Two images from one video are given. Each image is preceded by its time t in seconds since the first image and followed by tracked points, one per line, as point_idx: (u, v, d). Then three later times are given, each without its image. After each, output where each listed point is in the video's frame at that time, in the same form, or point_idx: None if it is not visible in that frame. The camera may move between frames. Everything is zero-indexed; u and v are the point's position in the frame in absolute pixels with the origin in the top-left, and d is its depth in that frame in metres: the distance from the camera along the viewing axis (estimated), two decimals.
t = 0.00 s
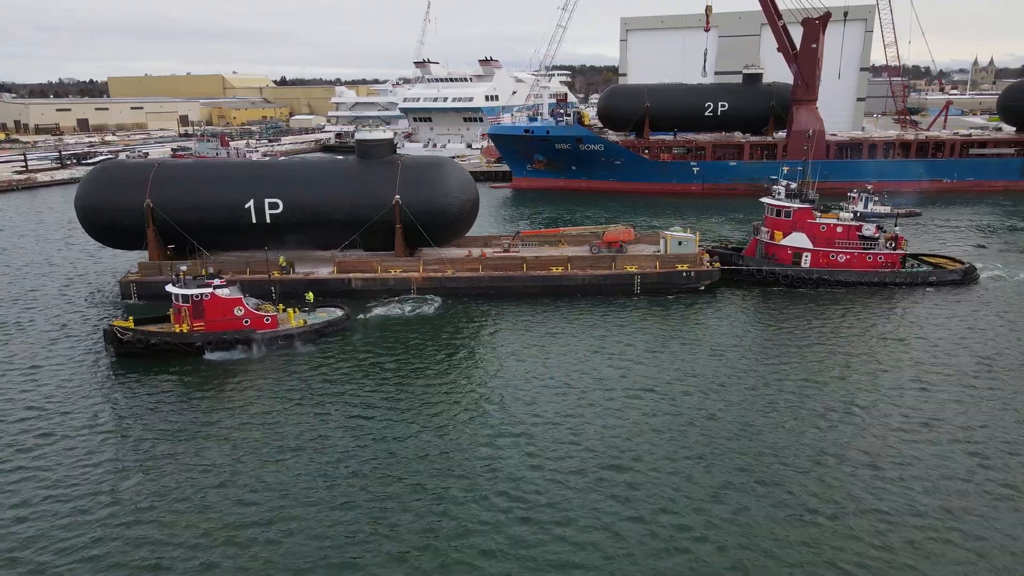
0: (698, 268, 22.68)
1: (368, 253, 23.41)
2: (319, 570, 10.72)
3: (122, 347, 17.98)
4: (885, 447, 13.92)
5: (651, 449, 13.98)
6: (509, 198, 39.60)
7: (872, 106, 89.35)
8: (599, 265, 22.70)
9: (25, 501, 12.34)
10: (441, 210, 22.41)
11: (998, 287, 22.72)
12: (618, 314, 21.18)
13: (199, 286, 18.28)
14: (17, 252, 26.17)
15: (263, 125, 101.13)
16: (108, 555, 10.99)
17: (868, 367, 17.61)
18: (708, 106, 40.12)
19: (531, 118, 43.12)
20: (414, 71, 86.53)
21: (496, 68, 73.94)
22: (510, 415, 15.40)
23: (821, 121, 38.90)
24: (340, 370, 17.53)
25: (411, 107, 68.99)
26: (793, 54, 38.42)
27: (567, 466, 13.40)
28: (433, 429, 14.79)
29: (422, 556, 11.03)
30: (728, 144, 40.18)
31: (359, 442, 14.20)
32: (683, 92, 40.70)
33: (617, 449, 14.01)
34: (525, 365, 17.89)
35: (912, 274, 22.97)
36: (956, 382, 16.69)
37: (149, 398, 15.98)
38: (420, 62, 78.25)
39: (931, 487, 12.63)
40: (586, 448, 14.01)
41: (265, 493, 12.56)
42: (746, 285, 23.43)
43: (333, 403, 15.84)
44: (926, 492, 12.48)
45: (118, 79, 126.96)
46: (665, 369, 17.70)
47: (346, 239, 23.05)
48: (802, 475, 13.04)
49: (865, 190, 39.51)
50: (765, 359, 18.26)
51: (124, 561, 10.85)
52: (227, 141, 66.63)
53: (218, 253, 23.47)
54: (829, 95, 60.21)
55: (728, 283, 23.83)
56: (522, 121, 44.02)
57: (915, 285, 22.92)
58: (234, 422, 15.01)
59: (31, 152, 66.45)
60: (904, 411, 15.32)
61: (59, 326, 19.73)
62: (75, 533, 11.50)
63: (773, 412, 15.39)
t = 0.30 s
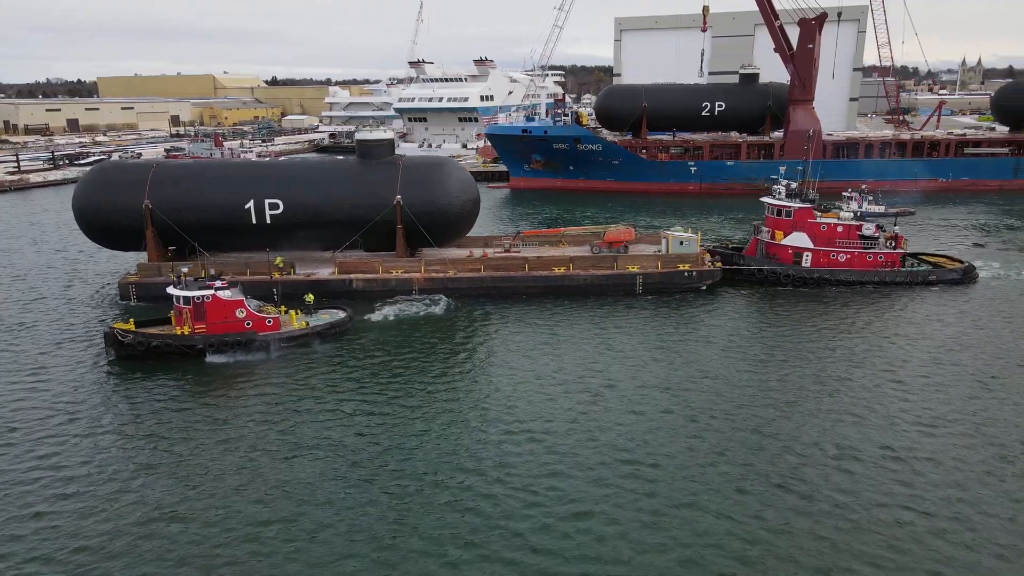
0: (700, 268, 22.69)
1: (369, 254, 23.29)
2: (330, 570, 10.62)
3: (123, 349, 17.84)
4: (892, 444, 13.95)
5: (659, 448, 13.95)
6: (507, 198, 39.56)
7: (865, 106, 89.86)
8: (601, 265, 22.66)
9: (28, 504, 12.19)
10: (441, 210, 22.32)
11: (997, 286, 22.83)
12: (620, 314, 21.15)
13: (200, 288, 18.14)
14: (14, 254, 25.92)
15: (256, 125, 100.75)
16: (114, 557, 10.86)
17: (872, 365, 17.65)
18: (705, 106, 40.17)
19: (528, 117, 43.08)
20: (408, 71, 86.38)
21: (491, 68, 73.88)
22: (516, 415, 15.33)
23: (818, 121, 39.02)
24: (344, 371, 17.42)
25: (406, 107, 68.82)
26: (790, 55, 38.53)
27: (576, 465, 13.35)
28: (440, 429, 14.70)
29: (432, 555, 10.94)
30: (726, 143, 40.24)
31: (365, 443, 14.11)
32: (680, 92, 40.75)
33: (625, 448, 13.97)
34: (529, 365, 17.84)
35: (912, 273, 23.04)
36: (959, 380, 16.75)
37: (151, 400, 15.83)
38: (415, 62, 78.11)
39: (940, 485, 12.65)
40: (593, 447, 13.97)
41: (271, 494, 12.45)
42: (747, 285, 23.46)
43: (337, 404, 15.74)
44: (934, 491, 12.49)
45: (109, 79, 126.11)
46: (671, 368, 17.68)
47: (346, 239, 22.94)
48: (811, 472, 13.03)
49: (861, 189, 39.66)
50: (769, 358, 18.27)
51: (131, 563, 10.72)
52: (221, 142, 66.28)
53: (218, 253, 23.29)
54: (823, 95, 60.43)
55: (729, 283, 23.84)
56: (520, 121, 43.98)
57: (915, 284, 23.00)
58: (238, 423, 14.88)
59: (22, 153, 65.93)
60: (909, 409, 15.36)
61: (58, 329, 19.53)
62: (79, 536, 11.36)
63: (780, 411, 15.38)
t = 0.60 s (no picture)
0: (701, 267, 22.72)
1: (370, 254, 23.16)
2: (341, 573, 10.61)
3: (122, 352, 17.70)
4: (897, 443, 14.03)
5: (666, 447, 13.99)
6: (504, 198, 39.53)
7: (858, 106, 90.30)
8: (602, 265, 22.65)
9: (28, 512, 12.04)
10: (443, 211, 22.28)
11: (996, 285, 22.94)
12: (621, 313, 21.15)
13: (201, 290, 18.00)
14: (9, 256, 25.69)
15: (248, 125, 100.18)
16: (123, 564, 10.78)
17: (874, 364, 17.73)
18: (701, 106, 40.25)
19: (525, 118, 43.05)
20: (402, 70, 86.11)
21: (485, 68, 73.77)
22: (522, 415, 15.31)
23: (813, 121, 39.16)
24: (347, 373, 17.37)
25: (401, 107, 68.74)
26: (786, 55, 38.66)
27: (583, 466, 13.33)
28: (444, 431, 14.66)
29: (439, 561, 10.89)
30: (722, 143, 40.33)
31: (370, 446, 14.04)
32: (676, 92, 40.81)
33: (632, 448, 13.99)
34: (532, 365, 17.85)
35: (911, 273, 23.14)
36: (961, 378, 16.86)
37: (153, 405, 15.72)
38: (409, 62, 77.95)
39: (944, 485, 12.69)
40: (598, 448, 13.94)
41: (276, 499, 12.36)
42: (747, 285, 23.51)
43: (342, 407, 15.67)
44: (939, 491, 12.53)
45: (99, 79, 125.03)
46: (675, 368, 17.66)
47: (347, 240, 22.83)
48: (816, 473, 13.05)
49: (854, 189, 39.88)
50: (773, 357, 18.32)
51: (141, 569, 10.67)
52: (215, 142, 65.95)
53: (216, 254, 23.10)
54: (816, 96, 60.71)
55: (730, 282, 23.90)
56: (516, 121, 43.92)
57: (914, 283, 23.09)
58: (242, 426, 14.82)
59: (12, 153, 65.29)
60: (912, 407, 15.46)
61: (57, 334, 19.38)
62: (81, 545, 11.23)
63: (786, 411, 15.40)
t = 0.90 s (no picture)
0: (702, 267, 22.75)
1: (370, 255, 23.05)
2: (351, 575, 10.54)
3: (122, 355, 17.55)
4: (903, 441, 14.06)
5: (674, 447, 13.98)
6: (502, 198, 39.49)
7: (851, 106, 90.65)
8: (604, 265, 22.63)
9: (29, 518, 11.86)
10: (444, 211, 22.20)
11: (994, 284, 23.07)
12: (624, 313, 21.13)
13: (202, 292, 17.85)
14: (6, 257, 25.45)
15: (241, 125, 99.68)
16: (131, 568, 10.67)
17: (878, 362, 17.77)
18: (697, 106, 40.34)
19: (522, 118, 43.04)
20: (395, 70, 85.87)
21: (480, 68, 73.66)
22: (528, 415, 15.27)
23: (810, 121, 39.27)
24: (351, 374, 17.27)
25: (396, 107, 68.55)
26: (783, 55, 38.75)
27: (592, 466, 13.30)
28: (450, 431, 14.60)
29: (449, 563, 10.80)
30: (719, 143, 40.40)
31: (374, 447, 13.94)
32: (673, 92, 40.87)
33: (640, 447, 13.98)
34: (536, 365, 17.81)
35: (911, 272, 23.23)
36: (964, 376, 16.94)
37: (155, 407, 15.59)
38: (403, 62, 77.77)
39: (951, 485, 12.67)
40: (605, 449, 13.87)
41: (282, 501, 12.26)
42: (748, 285, 23.55)
43: (346, 408, 15.57)
44: (947, 490, 12.51)
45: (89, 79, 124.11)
46: (679, 368, 17.65)
47: (347, 240, 22.73)
48: (823, 472, 13.04)
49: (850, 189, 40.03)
50: (777, 355, 18.34)
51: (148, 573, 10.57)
52: (209, 142, 65.58)
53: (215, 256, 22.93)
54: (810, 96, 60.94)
55: (731, 282, 23.93)
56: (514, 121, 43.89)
57: (915, 282, 23.18)
58: (247, 428, 14.71)
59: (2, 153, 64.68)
60: (917, 405, 15.52)
61: (56, 336, 19.19)
62: (86, 549, 11.10)
63: (792, 409, 15.41)
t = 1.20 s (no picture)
0: (704, 267, 22.80)
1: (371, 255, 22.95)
2: None
3: (122, 358, 17.40)
4: (908, 440, 14.11)
5: (681, 446, 13.98)
6: (500, 198, 39.45)
7: (844, 105, 91.05)
8: (606, 266, 22.61)
9: (31, 524, 11.71)
10: (445, 212, 22.12)
11: (992, 283, 23.20)
12: (626, 313, 21.14)
13: (202, 294, 17.70)
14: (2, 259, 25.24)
15: (233, 125, 99.14)
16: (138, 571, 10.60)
17: (882, 361, 17.82)
18: (694, 106, 40.41)
19: (519, 117, 43.05)
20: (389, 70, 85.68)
21: (475, 68, 73.54)
22: (534, 415, 15.23)
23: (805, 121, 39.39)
24: (355, 375, 17.22)
25: (391, 107, 68.45)
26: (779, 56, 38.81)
27: (599, 466, 13.30)
28: (456, 432, 14.56)
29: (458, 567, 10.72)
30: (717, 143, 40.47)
31: (380, 450, 13.84)
32: (670, 92, 40.94)
33: (648, 447, 13.97)
34: (541, 365, 17.78)
35: (910, 272, 23.32)
36: (966, 374, 17.03)
37: (157, 410, 15.49)
38: (398, 62, 77.61)
39: (959, 483, 12.71)
40: (611, 449, 13.86)
41: (290, 504, 12.20)
42: (749, 284, 23.61)
43: (351, 410, 15.54)
44: (955, 490, 12.52)
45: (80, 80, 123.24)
46: (684, 368, 17.65)
47: (348, 241, 22.62)
48: (830, 472, 13.02)
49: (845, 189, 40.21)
50: (780, 354, 18.40)
51: None
52: (202, 142, 65.23)
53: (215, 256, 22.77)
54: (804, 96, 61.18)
55: (733, 282, 23.97)
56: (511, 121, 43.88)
57: (915, 281, 23.23)
58: (251, 430, 14.63)
59: None
60: (920, 403, 15.60)
61: (55, 339, 19.01)
62: (94, 552, 11.03)
63: (798, 408, 15.45)
